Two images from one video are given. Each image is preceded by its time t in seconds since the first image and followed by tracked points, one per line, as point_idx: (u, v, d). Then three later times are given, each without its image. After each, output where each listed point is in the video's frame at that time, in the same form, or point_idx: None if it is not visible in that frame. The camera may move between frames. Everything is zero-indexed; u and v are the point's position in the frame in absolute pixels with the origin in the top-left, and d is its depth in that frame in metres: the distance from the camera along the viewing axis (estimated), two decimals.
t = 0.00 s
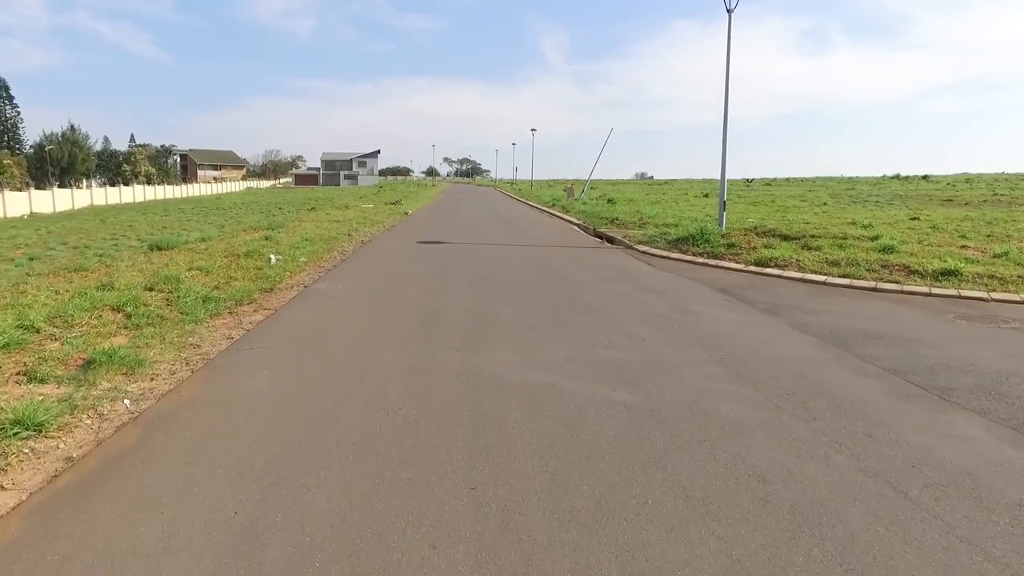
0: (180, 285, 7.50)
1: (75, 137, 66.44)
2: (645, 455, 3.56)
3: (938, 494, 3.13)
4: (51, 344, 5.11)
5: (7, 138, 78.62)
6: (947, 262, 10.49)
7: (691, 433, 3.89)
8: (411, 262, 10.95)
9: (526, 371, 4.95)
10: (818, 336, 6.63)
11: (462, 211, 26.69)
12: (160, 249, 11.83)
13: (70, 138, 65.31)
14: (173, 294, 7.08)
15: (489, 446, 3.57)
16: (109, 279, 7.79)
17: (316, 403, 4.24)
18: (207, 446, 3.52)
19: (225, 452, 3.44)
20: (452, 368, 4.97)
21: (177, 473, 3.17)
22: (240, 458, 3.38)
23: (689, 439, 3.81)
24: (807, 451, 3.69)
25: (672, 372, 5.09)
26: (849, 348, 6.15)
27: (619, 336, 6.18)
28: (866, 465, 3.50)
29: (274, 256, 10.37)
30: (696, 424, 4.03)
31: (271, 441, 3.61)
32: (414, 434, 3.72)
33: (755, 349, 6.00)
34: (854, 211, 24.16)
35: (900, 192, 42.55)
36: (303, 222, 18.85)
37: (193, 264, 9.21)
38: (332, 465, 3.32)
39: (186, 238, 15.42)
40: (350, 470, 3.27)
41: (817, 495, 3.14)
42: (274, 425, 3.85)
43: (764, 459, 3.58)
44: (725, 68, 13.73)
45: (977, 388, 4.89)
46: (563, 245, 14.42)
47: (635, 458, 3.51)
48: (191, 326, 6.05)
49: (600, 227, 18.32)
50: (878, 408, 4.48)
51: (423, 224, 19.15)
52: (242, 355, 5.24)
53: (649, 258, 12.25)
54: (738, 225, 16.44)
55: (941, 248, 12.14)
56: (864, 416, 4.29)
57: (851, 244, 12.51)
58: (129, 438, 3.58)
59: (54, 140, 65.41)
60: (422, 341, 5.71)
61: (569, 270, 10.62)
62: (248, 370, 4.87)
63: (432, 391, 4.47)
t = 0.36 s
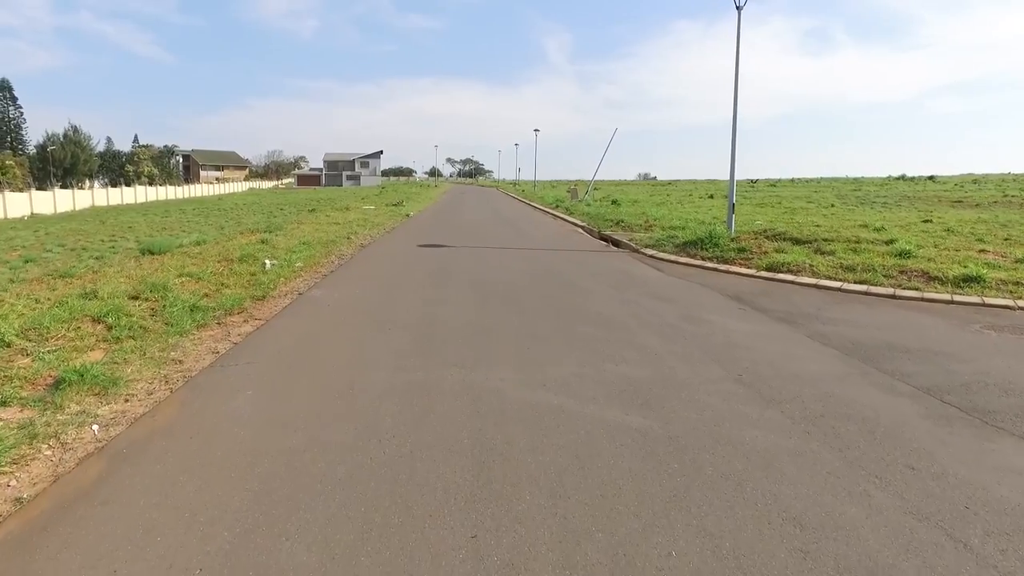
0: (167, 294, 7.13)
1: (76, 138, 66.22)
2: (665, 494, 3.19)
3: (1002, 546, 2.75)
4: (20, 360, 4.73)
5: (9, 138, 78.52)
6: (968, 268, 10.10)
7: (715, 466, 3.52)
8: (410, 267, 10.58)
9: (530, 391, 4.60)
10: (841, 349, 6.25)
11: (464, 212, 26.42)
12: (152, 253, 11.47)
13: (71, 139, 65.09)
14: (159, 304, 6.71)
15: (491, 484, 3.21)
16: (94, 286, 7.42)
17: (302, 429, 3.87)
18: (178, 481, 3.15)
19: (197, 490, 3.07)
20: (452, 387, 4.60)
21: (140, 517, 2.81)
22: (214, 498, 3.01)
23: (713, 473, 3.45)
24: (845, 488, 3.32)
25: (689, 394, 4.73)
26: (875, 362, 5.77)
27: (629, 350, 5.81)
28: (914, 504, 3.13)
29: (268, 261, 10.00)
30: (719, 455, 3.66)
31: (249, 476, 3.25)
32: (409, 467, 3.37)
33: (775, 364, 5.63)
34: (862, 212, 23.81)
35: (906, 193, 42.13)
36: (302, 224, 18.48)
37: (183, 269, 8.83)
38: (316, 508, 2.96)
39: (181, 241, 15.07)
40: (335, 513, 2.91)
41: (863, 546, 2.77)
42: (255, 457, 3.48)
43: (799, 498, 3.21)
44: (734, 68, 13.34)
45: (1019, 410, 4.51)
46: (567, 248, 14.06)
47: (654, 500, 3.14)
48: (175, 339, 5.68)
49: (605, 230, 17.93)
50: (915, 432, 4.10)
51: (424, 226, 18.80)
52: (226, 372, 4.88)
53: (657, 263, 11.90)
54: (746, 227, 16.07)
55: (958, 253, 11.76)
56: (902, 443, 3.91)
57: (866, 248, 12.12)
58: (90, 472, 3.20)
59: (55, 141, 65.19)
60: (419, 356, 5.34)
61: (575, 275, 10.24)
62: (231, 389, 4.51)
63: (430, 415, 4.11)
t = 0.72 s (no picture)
0: (156, 300, 6.78)
1: (78, 139, 66.06)
2: (696, 534, 2.83)
3: None
4: None
5: (11, 140, 78.38)
6: (991, 271, 9.71)
7: (749, 497, 3.16)
8: (412, 270, 10.22)
9: (540, 408, 4.23)
10: (867, 358, 5.88)
11: (467, 215, 26.07)
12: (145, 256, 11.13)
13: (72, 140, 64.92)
14: (147, 311, 6.37)
15: (500, 521, 2.85)
16: (79, 292, 7.08)
17: (290, 453, 3.51)
18: (149, 517, 2.79)
19: (167, 530, 2.71)
20: (455, 404, 4.24)
21: (99, 564, 2.45)
22: (187, 539, 2.65)
23: (748, 506, 3.08)
24: (897, 522, 2.94)
25: (711, 411, 4.37)
26: (907, 372, 5.40)
27: (644, 361, 5.44)
28: (980, 544, 2.75)
29: (265, 265, 9.66)
30: (752, 484, 3.30)
31: (227, 511, 2.89)
32: (409, 500, 3.01)
33: (801, 376, 5.25)
34: (872, 214, 23.39)
35: (913, 194, 41.69)
36: (301, 226, 18.16)
37: (174, 274, 8.48)
38: (301, 551, 2.59)
39: (178, 244, 14.73)
40: (323, 559, 2.55)
41: None
42: (237, 486, 3.12)
43: (848, 536, 2.84)
44: (744, 66, 12.98)
45: None
46: (573, 252, 13.72)
47: (685, 540, 2.77)
48: (160, 349, 5.32)
49: (610, 232, 17.58)
50: (965, 452, 3.72)
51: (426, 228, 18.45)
52: (212, 386, 4.51)
53: (666, 267, 11.54)
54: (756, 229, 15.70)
55: (978, 256, 11.38)
56: (952, 465, 3.54)
57: (882, 250, 11.74)
58: (49, 507, 2.84)
59: (56, 142, 65.01)
60: (420, 368, 4.98)
61: (581, 280, 9.87)
62: (215, 406, 4.14)
63: (431, 436, 3.75)
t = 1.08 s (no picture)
0: (139, 309, 6.42)
1: (77, 141, 65.77)
2: None
3: None
4: None
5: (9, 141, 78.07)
6: (1011, 278, 9.37)
7: (789, 542, 2.79)
8: (411, 275, 9.87)
9: (549, 433, 3.87)
10: (894, 373, 5.52)
11: (468, 217, 25.75)
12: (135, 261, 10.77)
13: (71, 142, 64.61)
14: (128, 322, 6.00)
15: None
16: (59, 300, 6.71)
17: (273, 489, 3.14)
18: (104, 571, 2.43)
19: None
20: (457, 430, 3.88)
21: None
22: None
23: (788, 553, 2.71)
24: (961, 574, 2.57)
25: (736, 435, 4.01)
26: (940, 389, 5.04)
27: (658, 377, 5.08)
28: None
29: (258, 270, 9.30)
30: (790, 525, 2.93)
31: (196, 562, 2.52)
32: (405, 548, 2.65)
33: (827, 394, 4.89)
34: (879, 217, 23.07)
35: (917, 195, 41.39)
36: (299, 229, 17.82)
37: (161, 280, 8.11)
38: None
39: (171, 248, 14.37)
40: None
41: None
42: (211, 530, 2.75)
43: None
44: (752, 66, 12.64)
45: None
46: (576, 256, 13.40)
47: None
48: (139, 363, 4.95)
49: (614, 236, 17.24)
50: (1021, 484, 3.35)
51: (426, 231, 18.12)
52: (191, 406, 4.15)
53: (673, 272, 11.21)
54: (763, 232, 15.37)
55: (994, 261, 11.04)
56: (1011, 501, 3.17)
57: (895, 255, 11.39)
58: None
59: (54, 143, 64.74)
60: (418, 386, 4.61)
61: (587, 286, 9.52)
62: (192, 429, 3.77)
63: (431, 468, 3.39)
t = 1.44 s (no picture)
0: (115, 320, 6.01)
1: (73, 142, 65.36)
2: None
3: None
4: None
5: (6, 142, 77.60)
6: None
7: None
8: (407, 281, 9.49)
9: (556, 465, 3.50)
10: (923, 389, 5.16)
11: (467, 219, 25.41)
12: (120, 266, 10.37)
13: (67, 142, 64.26)
14: (102, 334, 5.59)
15: None
16: (31, 310, 6.30)
17: (244, 535, 2.76)
18: None
19: None
20: (454, 461, 3.51)
21: None
22: None
23: None
24: None
25: (761, 465, 3.64)
26: (975, 409, 4.67)
27: (672, 397, 4.71)
28: None
29: (247, 276, 8.90)
30: None
31: None
32: None
33: (855, 415, 4.52)
34: (885, 219, 22.78)
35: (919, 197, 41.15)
36: (294, 231, 17.43)
37: (143, 287, 7.70)
38: None
39: (162, 251, 13.99)
40: None
41: None
42: None
43: None
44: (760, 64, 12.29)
45: None
46: (579, 260, 13.05)
47: None
48: (108, 381, 4.55)
49: (616, 238, 16.90)
50: None
51: (423, 234, 17.75)
52: (160, 431, 3.75)
53: (680, 277, 10.86)
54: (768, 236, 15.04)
55: (1010, 267, 10.70)
56: None
57: (908, 260, 11.05)
58: None
59: (51, 144, 64.39)
60: (411, 408, 4.24)
61: (590, 293, 9.14)
62: (159, 460, 3.39)
63: (425, 509, 3.01)
